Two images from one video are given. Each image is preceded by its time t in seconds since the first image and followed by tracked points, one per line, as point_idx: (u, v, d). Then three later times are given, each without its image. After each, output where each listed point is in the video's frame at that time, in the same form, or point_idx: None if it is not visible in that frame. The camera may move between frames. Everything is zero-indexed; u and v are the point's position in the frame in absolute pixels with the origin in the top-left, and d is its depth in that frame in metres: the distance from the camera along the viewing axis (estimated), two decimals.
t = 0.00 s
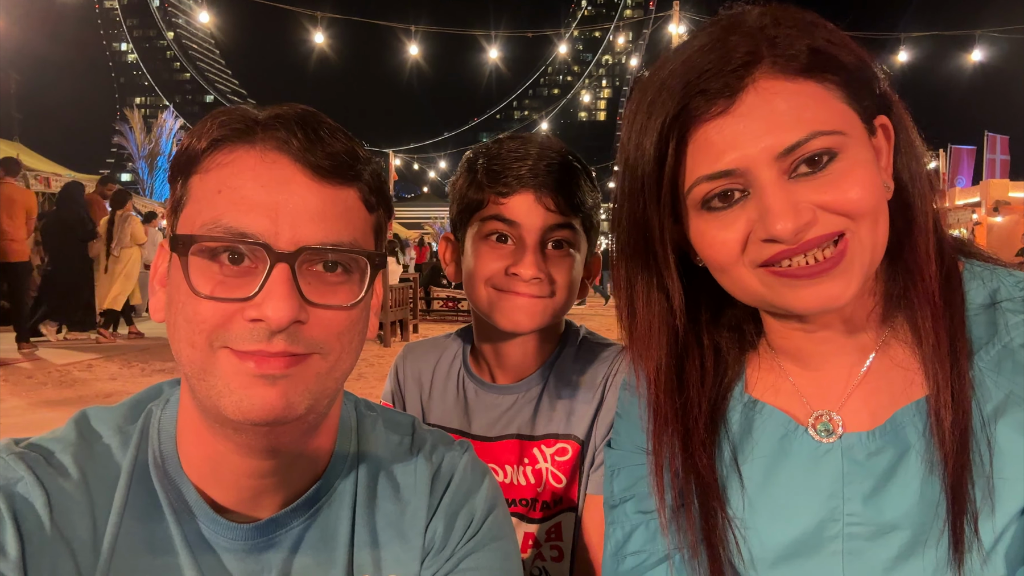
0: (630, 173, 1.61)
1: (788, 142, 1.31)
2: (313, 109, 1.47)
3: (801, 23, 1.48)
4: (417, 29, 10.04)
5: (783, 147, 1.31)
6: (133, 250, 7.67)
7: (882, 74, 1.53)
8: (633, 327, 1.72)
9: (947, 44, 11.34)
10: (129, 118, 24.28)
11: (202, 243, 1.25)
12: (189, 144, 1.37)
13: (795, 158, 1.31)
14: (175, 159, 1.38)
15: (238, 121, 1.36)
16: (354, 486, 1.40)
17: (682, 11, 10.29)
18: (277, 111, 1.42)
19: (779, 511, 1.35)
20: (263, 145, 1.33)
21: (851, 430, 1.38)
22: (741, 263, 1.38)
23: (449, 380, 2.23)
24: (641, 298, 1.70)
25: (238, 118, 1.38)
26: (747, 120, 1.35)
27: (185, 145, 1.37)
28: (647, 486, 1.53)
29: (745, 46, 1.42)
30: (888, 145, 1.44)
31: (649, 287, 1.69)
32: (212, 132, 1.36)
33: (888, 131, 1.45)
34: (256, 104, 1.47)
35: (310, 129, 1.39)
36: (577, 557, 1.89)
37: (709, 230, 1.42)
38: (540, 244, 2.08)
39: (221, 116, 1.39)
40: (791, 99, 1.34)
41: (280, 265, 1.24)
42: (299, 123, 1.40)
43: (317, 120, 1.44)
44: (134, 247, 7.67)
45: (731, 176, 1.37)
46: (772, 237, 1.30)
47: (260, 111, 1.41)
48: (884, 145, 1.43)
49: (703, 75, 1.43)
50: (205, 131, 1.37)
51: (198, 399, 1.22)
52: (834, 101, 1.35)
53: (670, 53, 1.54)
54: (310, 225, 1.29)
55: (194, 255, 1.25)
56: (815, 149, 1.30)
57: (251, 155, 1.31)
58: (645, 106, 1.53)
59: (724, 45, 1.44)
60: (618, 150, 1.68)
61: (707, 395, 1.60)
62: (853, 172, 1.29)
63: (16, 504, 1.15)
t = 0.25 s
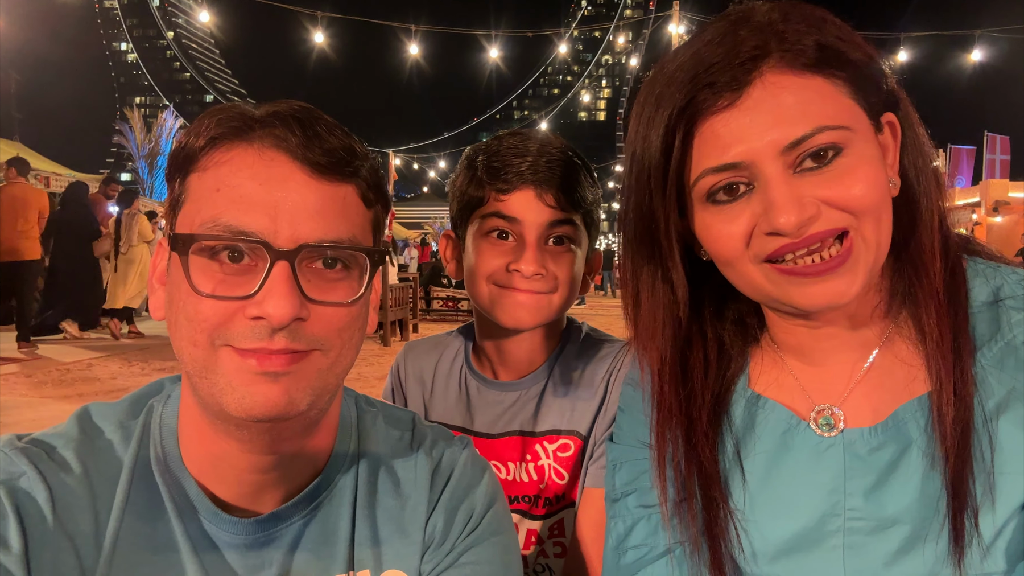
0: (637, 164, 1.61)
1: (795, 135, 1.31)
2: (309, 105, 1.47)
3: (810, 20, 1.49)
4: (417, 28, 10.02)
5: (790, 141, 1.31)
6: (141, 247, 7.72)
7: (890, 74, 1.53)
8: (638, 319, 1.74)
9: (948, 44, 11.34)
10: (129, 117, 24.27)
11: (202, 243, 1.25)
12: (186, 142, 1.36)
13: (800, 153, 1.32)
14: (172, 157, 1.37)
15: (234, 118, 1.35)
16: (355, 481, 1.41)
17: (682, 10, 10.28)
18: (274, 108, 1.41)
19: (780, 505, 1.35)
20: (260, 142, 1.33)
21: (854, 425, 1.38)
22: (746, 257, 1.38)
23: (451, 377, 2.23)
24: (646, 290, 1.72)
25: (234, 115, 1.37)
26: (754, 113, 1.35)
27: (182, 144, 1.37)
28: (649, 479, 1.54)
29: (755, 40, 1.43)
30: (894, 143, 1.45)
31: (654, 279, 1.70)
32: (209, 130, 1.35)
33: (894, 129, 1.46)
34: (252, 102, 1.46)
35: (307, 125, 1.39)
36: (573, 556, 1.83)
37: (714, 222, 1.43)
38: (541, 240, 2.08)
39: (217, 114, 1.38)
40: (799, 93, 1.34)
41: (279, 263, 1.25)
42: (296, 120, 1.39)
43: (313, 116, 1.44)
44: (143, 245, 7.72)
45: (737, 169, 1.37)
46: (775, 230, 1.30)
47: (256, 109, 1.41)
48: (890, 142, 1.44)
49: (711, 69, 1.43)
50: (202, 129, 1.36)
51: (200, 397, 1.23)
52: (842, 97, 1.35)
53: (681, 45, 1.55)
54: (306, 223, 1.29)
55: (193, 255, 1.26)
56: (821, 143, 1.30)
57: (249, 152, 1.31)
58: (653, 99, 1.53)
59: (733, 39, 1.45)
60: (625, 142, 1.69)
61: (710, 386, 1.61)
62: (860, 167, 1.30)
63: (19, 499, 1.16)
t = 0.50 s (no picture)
0: (652, 149, 1.61)
1: (811, 129, 1.31)
2: (313, 103, 1.47)
3: (837, 15, 1.47)
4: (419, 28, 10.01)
5: (806, 133, 1.31)
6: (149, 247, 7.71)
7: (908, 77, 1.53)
8: (648, 305, 1.73)
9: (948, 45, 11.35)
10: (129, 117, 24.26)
11: (208, 241, 1.26)
12: (193, 140, 1.37)
13: (815, 147, 1.32)
14: (178, 155, 1.38)
15: (240, 116, 1.36)
16: (360, 477, 1.42)
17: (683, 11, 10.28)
18: (280, 106, 1.42)
19: (782, 501, 1.36)
20: (266, 140, 1.33)
21: (855, 421, 1.39)
22: (751, 246, 1.40)
23: (455, 374, 2.24)
24: (657, 274, 1.71)
25: (239, 113, 1.37)
26: (772, 104, 1.35)
27: (188, 142, 1.38)
28: (651, 477, 1.54)
29: (779, 31, 1.43)
30: (908, 146, 1.44)
31: (665, 264, 1.69)
32: (215, 128, 1.36)
33: (910, 132, 1.44)
34: (259, 99, 1.47)
35: (312, 123, 1.39)
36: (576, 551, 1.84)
37: (723, 210, 1.44)
38: (546, 238, 2.10)
39: (223, 112, 1.39)
40: (820, 86, 1.34)
41: (286, 262, 1.26)
42: (302, 118, 1.40)
43: (318, 114, 1.44)
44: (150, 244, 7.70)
45: (751, 156, 1.37)
46: (783, 220, 1.31)
47: (263, 107, 1.41)
48: (905, 145, 1.42)
49: (736, 53, 1.43)
50: (209, 128, 1.37)
51: (207, 395, 1.24)
52: (859, 95, 1.35)
53: (704, 32, 1.54)
54: (314, 220, 1.30)
55: (200, 253, 1.26)
56: (837, 139, 1.30)
57: (254, 151, 1.32)
58: (673, 83, 1.53)
59: (758, 29, 1.45)
60: (642, 128, 1.69)
61: (711, 371, 1.63)
62: (872, 165, 1.30)
63: (27, 494, 1.16)
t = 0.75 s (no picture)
0: (645, 151, 1.62)
1: (799, 135, 1.32)
2: (313, 103, 1.48)
3: (831, 17, 1.46)
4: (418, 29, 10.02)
5: (794, 139, 1.32)
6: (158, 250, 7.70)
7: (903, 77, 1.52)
8: (645, 304, 1.74)
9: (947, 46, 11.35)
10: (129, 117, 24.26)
11: (208, 241, 1.28)
12: (193, 139, 1.38)
13: (804, 151, 1.33)
14: (179, 155, 1.39)
15: (240, 116, 1.37)
16: (360, 475, 1.43)
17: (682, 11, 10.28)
18: (281, 105, 1.43)
19: (776, 498, 1.37)
20: (266, 140, 1.34)
21: (847, 418, 1.40)
22: (738, 250, 1.42)
23: (455, 373, 2.26)
24: (656, 275, 1.72)
25: (239, 113, 1.38)
26: (762, 109, 1.35)
27: (188, 141, 1.39)
28: (646, 474, 1.56)
29: (772, 34, 1.42)
30: (900, 148, 1.44)
31: (664, 263, 1.71)
32: (216, 128, 1.37)
33: (902, 134, 1.44)
34: (259, 99, 1.48)
35: (312, 123, 1.40)
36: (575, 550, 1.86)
37: (715, 211, 1.45)
38: (546, 238, 2.11)
39: (223, 111, 1.40)
40: (810, 90, 1.34)
41: (287, 261, 1.27)
42: (302, 118, 1.41)
43: (317, 113, 1.45)
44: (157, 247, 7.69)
45: (740, 161, 1.38)
46: (769, 226, 1.32)
47: (262, 106, 1.42)
48: (896, 146, 1.43)
49: (727, 58, 1.44)
50: (209, 128, 1.38)
51: (208, 394, 1.25)
52: (851, 99, 1.35)
53: (696, 33, 1.55)
54: (315, 220, 1.32)
55: (201, 252, 1.28)
56: (826, 143, 1.31)
57: (254, 150, 1.33)
58: (665, 86, 1.53)
59: (751, 32, 1.44)
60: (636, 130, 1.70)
61: (704, 366, 1.65)
62: (859, 172, 1.30)
63: (28, 492, 1.18)
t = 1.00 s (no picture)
0: (629, 158, 1.64)
1: (778, 139, 1.32)
2: (309, 99, 1.49)
3: (802, 19, 1.48)
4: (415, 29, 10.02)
5: (773, 144, 1.32)
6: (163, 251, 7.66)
7: (880, 71, 1.53)
8: (641, 305, 1.75)
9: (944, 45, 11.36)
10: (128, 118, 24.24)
11: (204, 237, 1.29)
12: (188, 135, 1.39)
13: (783, 155, 1.33)
14: (174, 151, 1.40)
15: (234, 113, 1.38)
16: (357, 470, 1.43)
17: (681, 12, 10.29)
18: (275, 101, 1.43)
19: (768, 493, 1.38)
20: (261, 136, 1.35)
21: (838, 414, 1.41)
22: (727, 255, 1.42)
23: (453, 370, 2.26)
24: (649, 283, 1.73)
25: (234, 109, 1.39)
26: (739, 116, 1.36)
27: (184, 137, 1.39)
28: (639, 469, 1.57)
29: (744, 40, 1.43)
30: (882, 142, 1.45)
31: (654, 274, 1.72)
32: (211, 123, 1.37)
33: (882, 127, 1.45)
34: (254, 95, 1.48)
35: (307, 119, 1.41)
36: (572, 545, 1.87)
37: (700, 220, 1.46)
38: (542, 235, 2.12)
39: (218, 107, 1.40)
40: (786, 95, 1.34)
41: (282, 256, 1.28)
42: (296, 114, 1.42)
43: (313, 110, 1.46)
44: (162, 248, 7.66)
45: (720, 169, 1.39)
46: (754, 232, 1.33)
47: (256, 103, 1.43)
48: (877, 140, 1.43)
49: (700, 68, 1.44)
50: (203, 123, 1.38)
51: (205, 389, 1.26)
52: (827, 99, 1.35)
53: (673, 41, 1.56)
54: (310, 215, 1.32)
55: (197, 248, 1.29)
56: (804, 145, 1.31)
57: (250, 146, 1.33)
58: (645, 93, 1.56)
59: (722, 40, 1.45)
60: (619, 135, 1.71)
61: (700, 372, 1.65)
62: (839, 171, 1.31)
63: (26, 485, 1.19)
